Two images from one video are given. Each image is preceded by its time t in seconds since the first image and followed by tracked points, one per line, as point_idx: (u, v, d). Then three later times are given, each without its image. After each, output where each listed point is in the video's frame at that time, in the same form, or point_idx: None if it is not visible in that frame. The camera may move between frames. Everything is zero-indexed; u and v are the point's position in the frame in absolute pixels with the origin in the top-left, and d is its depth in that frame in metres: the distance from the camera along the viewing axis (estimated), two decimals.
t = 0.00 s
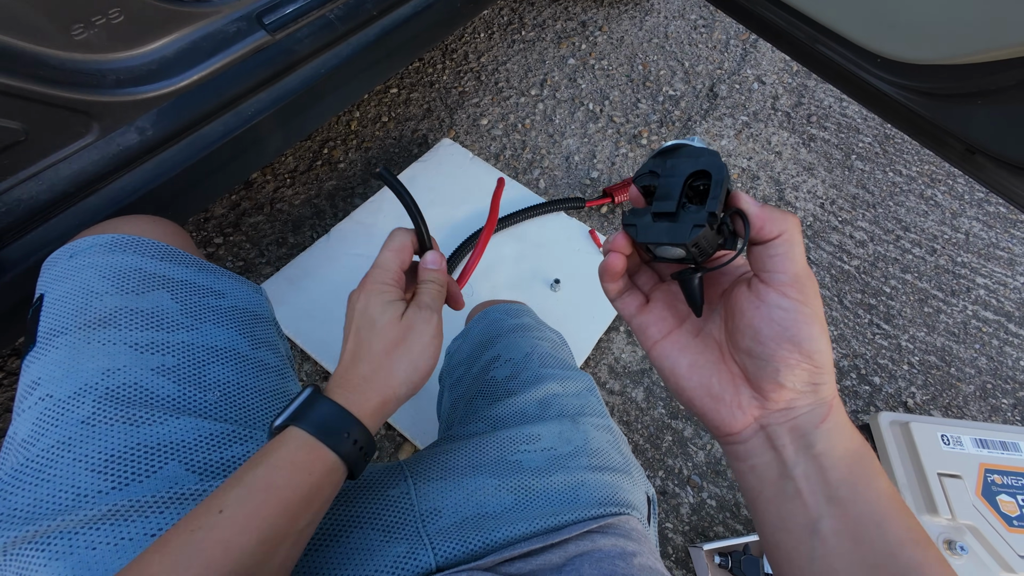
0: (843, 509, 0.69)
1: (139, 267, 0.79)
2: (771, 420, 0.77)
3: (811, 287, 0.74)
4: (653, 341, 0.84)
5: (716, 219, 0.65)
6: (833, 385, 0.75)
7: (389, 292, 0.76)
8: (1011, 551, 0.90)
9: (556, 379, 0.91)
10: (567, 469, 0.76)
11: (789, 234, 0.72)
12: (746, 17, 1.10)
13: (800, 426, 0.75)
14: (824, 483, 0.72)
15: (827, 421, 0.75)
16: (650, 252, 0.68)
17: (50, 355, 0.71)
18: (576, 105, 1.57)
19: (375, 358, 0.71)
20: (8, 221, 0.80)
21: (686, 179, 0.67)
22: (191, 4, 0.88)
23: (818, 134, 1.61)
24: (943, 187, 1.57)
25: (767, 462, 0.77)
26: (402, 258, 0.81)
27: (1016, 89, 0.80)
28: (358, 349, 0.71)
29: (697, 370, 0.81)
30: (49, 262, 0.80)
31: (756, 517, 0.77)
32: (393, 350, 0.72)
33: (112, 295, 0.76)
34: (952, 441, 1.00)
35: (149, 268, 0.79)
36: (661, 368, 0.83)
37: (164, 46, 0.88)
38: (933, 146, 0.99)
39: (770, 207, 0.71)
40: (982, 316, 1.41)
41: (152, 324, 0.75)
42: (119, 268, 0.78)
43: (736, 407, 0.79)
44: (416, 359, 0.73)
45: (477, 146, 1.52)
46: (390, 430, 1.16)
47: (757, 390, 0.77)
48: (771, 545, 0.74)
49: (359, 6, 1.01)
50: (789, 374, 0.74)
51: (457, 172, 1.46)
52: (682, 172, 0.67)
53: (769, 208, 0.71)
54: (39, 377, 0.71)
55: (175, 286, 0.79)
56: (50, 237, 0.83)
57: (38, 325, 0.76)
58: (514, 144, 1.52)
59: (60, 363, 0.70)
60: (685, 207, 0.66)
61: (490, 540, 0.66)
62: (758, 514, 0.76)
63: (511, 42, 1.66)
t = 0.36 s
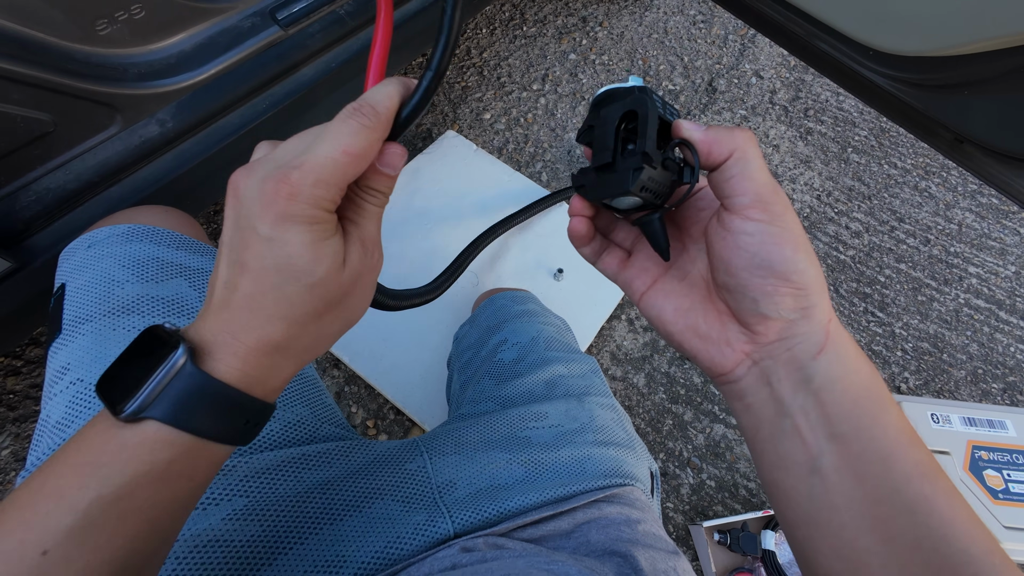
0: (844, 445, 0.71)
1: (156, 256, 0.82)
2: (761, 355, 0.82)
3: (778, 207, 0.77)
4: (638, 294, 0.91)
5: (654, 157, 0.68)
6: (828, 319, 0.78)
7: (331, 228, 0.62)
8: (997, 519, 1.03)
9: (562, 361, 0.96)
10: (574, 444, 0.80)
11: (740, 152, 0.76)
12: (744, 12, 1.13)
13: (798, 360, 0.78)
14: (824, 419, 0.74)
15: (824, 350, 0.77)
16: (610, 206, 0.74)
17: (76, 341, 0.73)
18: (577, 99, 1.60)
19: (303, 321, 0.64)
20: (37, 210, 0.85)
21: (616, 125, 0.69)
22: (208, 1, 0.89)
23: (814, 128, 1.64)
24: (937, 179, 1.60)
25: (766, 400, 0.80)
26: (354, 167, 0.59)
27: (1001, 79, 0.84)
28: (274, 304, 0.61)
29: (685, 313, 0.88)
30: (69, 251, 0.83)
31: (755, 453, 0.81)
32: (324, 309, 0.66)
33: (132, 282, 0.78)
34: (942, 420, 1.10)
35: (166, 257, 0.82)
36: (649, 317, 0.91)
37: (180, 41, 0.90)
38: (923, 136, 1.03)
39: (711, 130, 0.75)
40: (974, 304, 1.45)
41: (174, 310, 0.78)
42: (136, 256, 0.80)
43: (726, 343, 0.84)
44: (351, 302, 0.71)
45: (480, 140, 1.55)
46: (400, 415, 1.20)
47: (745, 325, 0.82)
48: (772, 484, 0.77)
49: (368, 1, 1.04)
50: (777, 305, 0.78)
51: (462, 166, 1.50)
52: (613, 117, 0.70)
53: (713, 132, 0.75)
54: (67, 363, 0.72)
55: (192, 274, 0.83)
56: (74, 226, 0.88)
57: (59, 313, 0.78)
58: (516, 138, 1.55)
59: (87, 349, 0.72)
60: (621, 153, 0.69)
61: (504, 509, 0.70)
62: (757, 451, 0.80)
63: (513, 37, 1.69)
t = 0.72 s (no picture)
0: (841, 444, 0.72)
1: (150, 257, 0.82)
2: (751, 350, 0.83)
3: (755, 198, 0.78)
4: (633, 299, 0.93)
5: (621, 169, 0.67)
6: (819, 313, 0.79)
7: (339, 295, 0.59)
8: (998, 512, 1.05)
9: (563, 357, 0.97)
10: (575, 438, 0.81)
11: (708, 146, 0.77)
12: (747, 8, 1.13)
13: (790, 357, 0.79)
14: (818, 417, 0.75)
15: (818, 344, 0.78)
16: (591, 222, 0.74)
17: (75, 343, 0.75)
18: (580, 97, 1.61)
19: (278, 389, 0.60)
20: (48, 206, 0.87)
21: (578, 146, 0.69)
22: None
23: (816, 125, 1.64)
24: (939, 175, 1.61)
25: (759, 398, 0.81)
26: (392, 232, 0.58)
27: (1006, 75, 0.85)
28: (240, 364, 0.56)
29: (675, 312, 0.90)
30: (64, 256, 0.83)
31: (750, 451, 0.82)
32: (304, 380, 0.62)
33: (129, 284, 0.79)
34: (943, 415, 1.12)
35: (161, 258, 0.83)
36: (643, 318, 0.93)
37: (187, 39, 0.90)
38: (924, 131, 1.04)
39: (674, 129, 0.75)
40: (975, 301, 1.46)
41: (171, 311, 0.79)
42: (131, 258, 0.81)
43: (715, 340, 0.85)
44: (340, 372, 0.67)
45: (483, 137, 1.55)
46: (405, 410, 1.20)
47: (734, 322, 0.83)
48: (769, 482, 0.77)
49: None
50: (764, 299, 0.79)
51: (465, 163, 1.50)
52: (574, 140, 0.70)
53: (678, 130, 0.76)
54: (66, 364, 0.74)
55: (188, 274, 0.84)
56: (84, 222, 0.90)
57: (61, 313, 0.79)
58: (519, 136, 1.55)
59: (86, 351, 0.74)
60: (591, 171, 0.69)
61: (506, 502, 0.71)
62: (752, 447, 0.81)
63: (516, 35, 1.69)
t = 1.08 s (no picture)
0: (848, 444, 0.72)
1: (157, 253, 0.83)
2: (754, 348, 0.83)
3: (741, 200, 0.77)
4: (643, 301, 0.95)
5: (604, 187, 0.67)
6: (823, 309, 0.77)
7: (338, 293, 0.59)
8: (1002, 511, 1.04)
9: (566, 355, 0.96)
10: (577, 435, 0.80)
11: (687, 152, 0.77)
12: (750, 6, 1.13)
13: (794, 355, 0.79)
14: (824, 416, 0.74)
15: (823, 342, 0.77)
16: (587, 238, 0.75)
17: (82, 338, 0.75)
18: (581, 95, 1.61)
19: (269, 383, 0.59)
20: (51, 203, 0.87)
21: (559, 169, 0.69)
22: None
23: (818, 124, 1.64)
24: (942, 174, 1.60)
25: (765, 395, 0.81)
26: (398, 234, 0.59)
27: (1009, 72, 0.85)
28: (232, 356, 0.56)
29: (681, 312, 0.91)
30: (71, 250, 0.84)
31: (757, 447, 0.82)
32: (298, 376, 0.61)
33: (135, 280, 0.79)
34: (946, 413, 1.12)
35: (167, 254, 0.83)
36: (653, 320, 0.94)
37: (189, 37, 0.89)
38: (928, 129, 1.03)
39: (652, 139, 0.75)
40: (978, 300, 1.46)
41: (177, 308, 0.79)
42: (138, 254, 0.81)
43: (718, 339, 0.86)
44: (339, 370, 0.67)
45: (484, 136, 1.55)
46: (407, 409, 1.20)
47: (737, 321, 0.83)
48: (775, 478, 0.78)
49: None
50: (763, 300, 0.79)
51: (467, 162, 1.50)
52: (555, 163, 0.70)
53: (657, 139, 0.75)
54: (72, 358, 0.74)
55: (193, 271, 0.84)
56: (87, 220, 0.90)
57: (65, 309, 0.79)
58: (520, 134, 1.55)
59: (93, 345, 0.74)
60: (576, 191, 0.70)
61: (507, 498, 0.71)
62: (759, 444, 0.81)
63: (517, 33, 1.69)
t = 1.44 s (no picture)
0: (841, 452, 0.71)
1: (163, 251, 0.83)
2: (745, 356, 0.83)
3: (702, 220, 0.73)
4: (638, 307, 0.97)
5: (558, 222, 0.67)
6: (808, 317, 0.75)
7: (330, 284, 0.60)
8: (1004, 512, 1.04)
9: (567, 355, 0.97)
10: (578, 435, 0.81)
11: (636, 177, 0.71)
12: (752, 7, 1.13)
13: (785, 362, 0.78)
14: (817, 422, 0.74)
15: (811, 350, 0.75)
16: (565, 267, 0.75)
17: (89, 334, 0.75)
18: (582, 96, 1.61)
19: (251, 371, 0.59)
20: (54, 203, 0.87)
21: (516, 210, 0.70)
22: None
23: (819, 125, 1.64)
24: (943, 175, 1.60)
25: (759, 400, 0.82)
26: (395, 230, 0.61)
27: (1010, 73, 0.85)
28: (219, 341, 0.57)
29: (674, 318, 0.92)
30: (78, 246, 0.84)
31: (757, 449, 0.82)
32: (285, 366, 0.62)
33: (142, 276, 0.80)
34: (947, 414, 1.12)
35: (174, 252, 0.84)
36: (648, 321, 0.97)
37: (192, 37, 0.90)
38: (929, 129, 1.03)
39: (599, 171, 0.68)
40: (980, 301, 1.45)
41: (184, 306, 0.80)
42: (145, 251, 0.82)
43: (709, 347, 0.87)
44: (329, 365, 0.67)
45: (485, 137, 1.55)
46: (407, 409, 1.20)
47: (725, 331, 0.83)
48: (774, 481, 0.78)
49: None
50: (742, 313, 0.79)
51: (468, 163, 1.51)
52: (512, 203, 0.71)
53: (605, 167, 0.69)
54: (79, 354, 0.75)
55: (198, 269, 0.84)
56: (90, 220, 0.90)
57: (71, 307, 0.79)
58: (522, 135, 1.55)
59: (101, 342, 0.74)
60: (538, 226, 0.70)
61: (508, 497, 0.71)
62: (757, 446, 0.82)
63: (518, 34, 1.69)
